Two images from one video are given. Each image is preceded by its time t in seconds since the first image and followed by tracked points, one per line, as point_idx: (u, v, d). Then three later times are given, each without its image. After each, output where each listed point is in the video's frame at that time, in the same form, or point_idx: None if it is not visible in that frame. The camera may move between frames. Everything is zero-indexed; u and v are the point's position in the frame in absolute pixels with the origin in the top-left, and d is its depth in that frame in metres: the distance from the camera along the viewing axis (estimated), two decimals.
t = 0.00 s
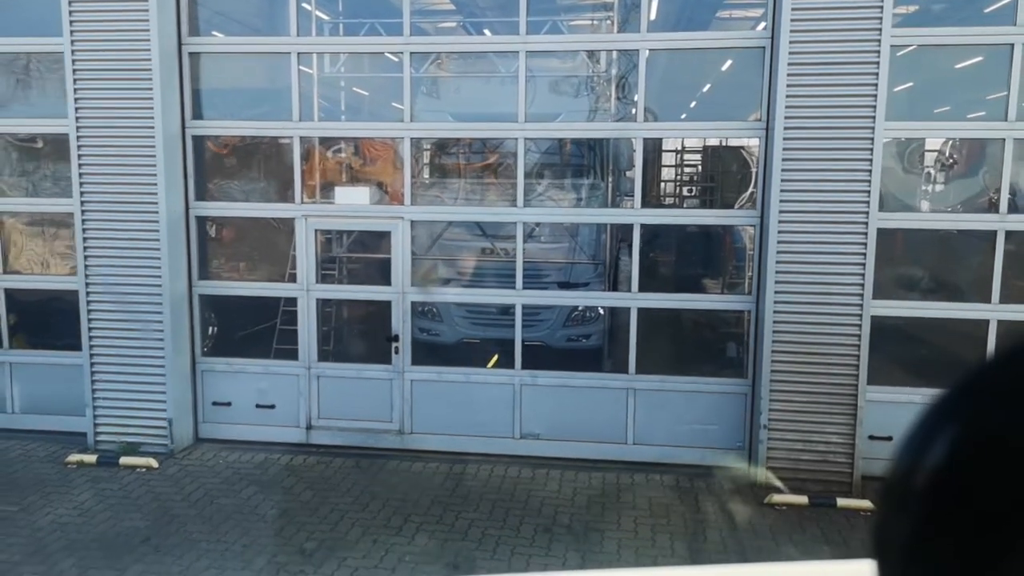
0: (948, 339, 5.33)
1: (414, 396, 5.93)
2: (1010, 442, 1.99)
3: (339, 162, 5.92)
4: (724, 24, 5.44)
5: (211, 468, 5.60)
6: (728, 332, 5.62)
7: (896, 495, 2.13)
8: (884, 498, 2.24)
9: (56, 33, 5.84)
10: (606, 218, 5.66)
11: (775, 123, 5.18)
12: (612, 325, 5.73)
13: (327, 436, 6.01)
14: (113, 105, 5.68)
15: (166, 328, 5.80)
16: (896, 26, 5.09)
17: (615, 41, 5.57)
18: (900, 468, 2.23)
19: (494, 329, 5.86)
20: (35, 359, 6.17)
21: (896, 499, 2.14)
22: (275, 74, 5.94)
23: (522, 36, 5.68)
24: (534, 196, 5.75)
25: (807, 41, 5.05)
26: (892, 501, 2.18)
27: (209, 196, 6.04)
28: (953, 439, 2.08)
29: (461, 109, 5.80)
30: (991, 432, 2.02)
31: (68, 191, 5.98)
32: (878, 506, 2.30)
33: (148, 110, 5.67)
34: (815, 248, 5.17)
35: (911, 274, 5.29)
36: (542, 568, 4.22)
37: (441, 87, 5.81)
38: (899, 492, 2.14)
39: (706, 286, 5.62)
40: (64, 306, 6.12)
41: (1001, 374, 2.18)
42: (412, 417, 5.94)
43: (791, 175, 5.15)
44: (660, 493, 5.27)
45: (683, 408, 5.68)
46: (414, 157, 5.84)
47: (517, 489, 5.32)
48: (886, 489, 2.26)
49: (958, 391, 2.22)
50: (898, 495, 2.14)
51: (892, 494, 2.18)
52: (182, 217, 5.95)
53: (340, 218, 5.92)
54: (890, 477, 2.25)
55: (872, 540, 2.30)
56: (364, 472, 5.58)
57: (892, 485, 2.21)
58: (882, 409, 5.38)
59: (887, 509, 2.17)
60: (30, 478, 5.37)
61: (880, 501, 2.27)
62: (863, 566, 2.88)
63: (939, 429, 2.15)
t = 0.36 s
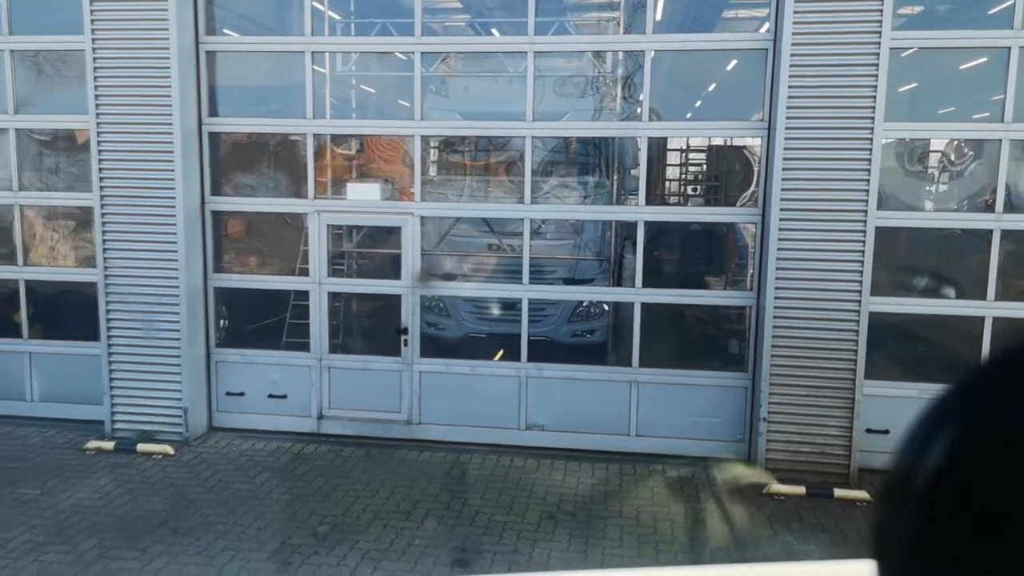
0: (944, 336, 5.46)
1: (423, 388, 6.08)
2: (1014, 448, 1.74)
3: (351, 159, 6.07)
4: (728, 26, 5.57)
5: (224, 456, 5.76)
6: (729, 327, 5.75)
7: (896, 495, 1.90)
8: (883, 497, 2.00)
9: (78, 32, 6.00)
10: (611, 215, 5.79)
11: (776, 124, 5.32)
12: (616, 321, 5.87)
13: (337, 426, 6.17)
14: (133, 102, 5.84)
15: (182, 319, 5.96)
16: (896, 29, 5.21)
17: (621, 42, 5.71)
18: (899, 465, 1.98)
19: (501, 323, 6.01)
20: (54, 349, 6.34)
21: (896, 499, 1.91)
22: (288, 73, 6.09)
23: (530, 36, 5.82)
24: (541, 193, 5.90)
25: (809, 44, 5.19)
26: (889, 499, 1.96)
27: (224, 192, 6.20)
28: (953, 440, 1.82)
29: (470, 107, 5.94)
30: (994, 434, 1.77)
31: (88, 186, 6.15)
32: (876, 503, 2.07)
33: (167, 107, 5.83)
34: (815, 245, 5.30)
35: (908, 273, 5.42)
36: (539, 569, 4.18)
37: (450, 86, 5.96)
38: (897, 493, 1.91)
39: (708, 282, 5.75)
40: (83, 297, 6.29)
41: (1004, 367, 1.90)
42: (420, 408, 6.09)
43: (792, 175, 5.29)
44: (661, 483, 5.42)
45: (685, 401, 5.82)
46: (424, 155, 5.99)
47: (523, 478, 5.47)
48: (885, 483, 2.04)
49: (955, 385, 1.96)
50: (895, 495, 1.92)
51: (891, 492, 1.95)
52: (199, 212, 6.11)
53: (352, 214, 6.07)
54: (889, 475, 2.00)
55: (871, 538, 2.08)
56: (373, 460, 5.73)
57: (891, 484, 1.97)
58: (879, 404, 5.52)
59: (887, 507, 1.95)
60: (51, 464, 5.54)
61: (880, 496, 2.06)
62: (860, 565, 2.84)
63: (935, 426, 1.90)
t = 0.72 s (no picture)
0: (937, 334, 5.65)
1: (434, 384, 6.29)
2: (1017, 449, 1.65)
3: (364, 163, 6.28)
4: (728, 34, 5.76)
5: (242, 450, 5.98)
6: (730, 326, 5.94)
7: (894, 499, 1.81)
8: (879, 501, 1.91)
9: (102, 42, 6.24)
10: (616, 217, 5.99)
11: (775, 130, 5.51)
12: (621, 320, 6.06)
13: (351, 422, 6.38)
14: (155, 109, 6.08)
15: (202, 318, 6.18)
16: (890, 38, 5.41)
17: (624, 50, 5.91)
18: (896, 467, 1.89)
19: (508, 322, 6.22)
20: (77, 346, 6.57)
21: (893, 504, 1.81)
22: (304, 81, 6.32)
23: (537, 45, 6.02)
24: (547, 196, 6.10)
25: (806, 53, 5.38)
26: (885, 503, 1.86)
27: (241, 195, 6.42)
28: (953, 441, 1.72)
29: (478, 113, 6.15)
30: (995, 435, 1.68)
31: (111, 189, 6.39)
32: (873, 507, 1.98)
33: (187, 114, 6.06)
34: (813, 246, 5.48)
35: (902, 273, 5.61)
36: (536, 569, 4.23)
37: (459, 92, 6.17)
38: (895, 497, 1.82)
39: (710, 283, 5.94)
40: (105, 297, 6.52)
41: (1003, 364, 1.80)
42: (431, 404, 6.30)
43: (790, 179, 5.48)
44: (664, 476, 5.62)
45: (687, 398, 6.01)
46: (434, 159, 6.20)
47: (530, 471, 5.68)
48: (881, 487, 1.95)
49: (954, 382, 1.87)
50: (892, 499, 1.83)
51: (886, 496, 1.86)
52: (217, 215, 6.33)
53: (366, 217, 6.29)
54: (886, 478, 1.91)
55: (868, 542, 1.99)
56: (386, 454, 5.95)
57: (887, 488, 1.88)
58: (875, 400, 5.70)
59: (885, 510, 1.84)
60: (77, 457, 5.78)
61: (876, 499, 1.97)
62: (858, 567, 3.00)
63: (933, 426, 1.81)
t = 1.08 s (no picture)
0: (928, 333, 5.85)
1: (443, 382, 6.53)
2: (1014, 448, 2.12)
3: (374, 169, 6.54)
4: (725, 45, 6.01)
5: (260, 445, 6.24)
6: (728, 325, 6.17)
7: (897, 492, 2.33)
8: (884, 493, 2.44)
9: (125, 54, 6.52)
10: (618, 220, 6.23)
11: (770, 136, 5.74)
12: (623, 320, 6.30)
13: (363, 418, 6.63)
14: (176, 119, 6.35)
15: (221, 319, 6.45)
16: (879, 47, 5.64)
17: (625, 60, 6.16)
18: (902, 464, 2.41)
19: (515, 322, 6.45)
20: (100, 347, 6.84)
21: (896, 497, 2.33)
22: (317, 90, 6.58)
23: (541, 55, 6.27)
24: (551, 201, 6.34)
25: (799, 62, 5.62)
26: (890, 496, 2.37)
27: (258, 201, 6.69)
28: (953, 440, 2.23)
29: (485, 120, 6.40)
30: (992, 436, 2.16)
31: (133, 196, 6.66)
32: (878, 499, 2.51)
33: (207, 123, 6.33)
34: (806, 247, 5.71)
35: (894, 274, 5.82)
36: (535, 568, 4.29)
37: (466, 100, 6.42)
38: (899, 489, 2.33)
39: (708, 283, 6.17)
40: (127, 299, 6.79)
41: (995, 375, 2.33)
42: (440, 401, 6.54)
43: (784, 183, 5.71)
44: (664, 469, 5.85)
45: (687, 394, 6.24)
46: (441, 165, 6.45)
47: (536, 465, 5.92)
48: (887, 481, 2.47)
49: (954, 390, 2.39)
50: (897, 490, 2.34)
51: (892, 489, 2.38)
52: (235, 220, 6.60)
53: (377, 221, 6.54)
54: (892, 475, 2.44)
55: (873, 531, 2.50)
56: (398, 449, 6.19)
57: (893, 482, 2.39)
58: (867, 396, 5.92)
59: (890, 504, 2.36)
60: (103, 452, 6.04)
61: (882, 495, 2.48)
62: (857, 565, 3.21)
63: (936, 427, 2.32)
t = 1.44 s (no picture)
0: (911, 331, 6.09)
1: (446, 381, 6.79)
2: (1014, 449, 2.22)
3: (379, 177, 6.81)
4: (714, 56, 6.28)
5: (271, 442, 6.50)
6: (720, 324, 6.42)
7: (898, 495, 2.40)
8: (886, 496, 2.51)
9: (139, 68, 6.81)
10: (613, 224, 6.49)
11: (758, 143, 6.01)
12: (618, 320, 6.56)
13: (369, 416, 6.89)
14: (189, 130, 6.64)
15: (232, 321, 6.72)
16: (861, 58, 5.90)
17: (619, 71, 6.42)
18: (900, 466, 2.50)
19: (514, 323, 6.71)
20: (116, 349, 7.11)
21: (898, 499, 2.40)
22: (324, 101, 6.86)
23: (539, 67, 6.54)
24: (549, 206, 6.60)
25: (784, 73, 5.88)
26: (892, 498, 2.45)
27: (267, 208, 6.96)
28: (954, 441, 2.32)
29: (485, 129, 6.67)
30: (990, 437, 2.27)
31: (148, 204, 6.94)
32: (879, 502, 2.58)
33: (219, 134, 6.61)
34: (793, 249, 5.96)
35: (877, 274, 6.07)
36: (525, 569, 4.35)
37: (467, 110, 6.69)
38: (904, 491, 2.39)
39: (700, 284, 6.43)
40: (142, 303, 7.07)
41: (991, 377, 2.44)
42: (443, 400, 6.80)
43: (771, 188, 5.97)
44: (659, 463, 6.10)
45: (681, 391, 6.48)
46: (444, 172, 6.72)
47: (536, 460, 6.18)
48: (886, 482, 2.55)
49: (955, 392, 2.49)
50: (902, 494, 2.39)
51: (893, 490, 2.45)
52: (246, 226, 6.87)
53: (382, 226, 6.81)
54: (891, 479, 2.52)
55: (873, 537, 2.57)
56: (403, 445, 6.45)
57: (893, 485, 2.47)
58: (853, 392, 6.16)
59: (891, 503, 2.43)
60: (120, 449, 6.30)
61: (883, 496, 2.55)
62: (858, 566, 3.44)
63: (933, 431, 2.42)
